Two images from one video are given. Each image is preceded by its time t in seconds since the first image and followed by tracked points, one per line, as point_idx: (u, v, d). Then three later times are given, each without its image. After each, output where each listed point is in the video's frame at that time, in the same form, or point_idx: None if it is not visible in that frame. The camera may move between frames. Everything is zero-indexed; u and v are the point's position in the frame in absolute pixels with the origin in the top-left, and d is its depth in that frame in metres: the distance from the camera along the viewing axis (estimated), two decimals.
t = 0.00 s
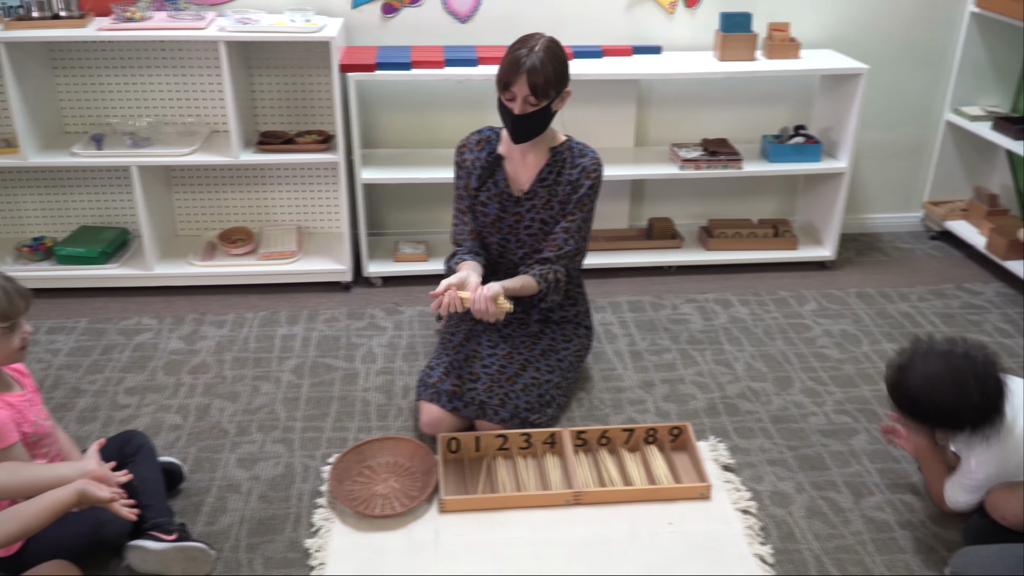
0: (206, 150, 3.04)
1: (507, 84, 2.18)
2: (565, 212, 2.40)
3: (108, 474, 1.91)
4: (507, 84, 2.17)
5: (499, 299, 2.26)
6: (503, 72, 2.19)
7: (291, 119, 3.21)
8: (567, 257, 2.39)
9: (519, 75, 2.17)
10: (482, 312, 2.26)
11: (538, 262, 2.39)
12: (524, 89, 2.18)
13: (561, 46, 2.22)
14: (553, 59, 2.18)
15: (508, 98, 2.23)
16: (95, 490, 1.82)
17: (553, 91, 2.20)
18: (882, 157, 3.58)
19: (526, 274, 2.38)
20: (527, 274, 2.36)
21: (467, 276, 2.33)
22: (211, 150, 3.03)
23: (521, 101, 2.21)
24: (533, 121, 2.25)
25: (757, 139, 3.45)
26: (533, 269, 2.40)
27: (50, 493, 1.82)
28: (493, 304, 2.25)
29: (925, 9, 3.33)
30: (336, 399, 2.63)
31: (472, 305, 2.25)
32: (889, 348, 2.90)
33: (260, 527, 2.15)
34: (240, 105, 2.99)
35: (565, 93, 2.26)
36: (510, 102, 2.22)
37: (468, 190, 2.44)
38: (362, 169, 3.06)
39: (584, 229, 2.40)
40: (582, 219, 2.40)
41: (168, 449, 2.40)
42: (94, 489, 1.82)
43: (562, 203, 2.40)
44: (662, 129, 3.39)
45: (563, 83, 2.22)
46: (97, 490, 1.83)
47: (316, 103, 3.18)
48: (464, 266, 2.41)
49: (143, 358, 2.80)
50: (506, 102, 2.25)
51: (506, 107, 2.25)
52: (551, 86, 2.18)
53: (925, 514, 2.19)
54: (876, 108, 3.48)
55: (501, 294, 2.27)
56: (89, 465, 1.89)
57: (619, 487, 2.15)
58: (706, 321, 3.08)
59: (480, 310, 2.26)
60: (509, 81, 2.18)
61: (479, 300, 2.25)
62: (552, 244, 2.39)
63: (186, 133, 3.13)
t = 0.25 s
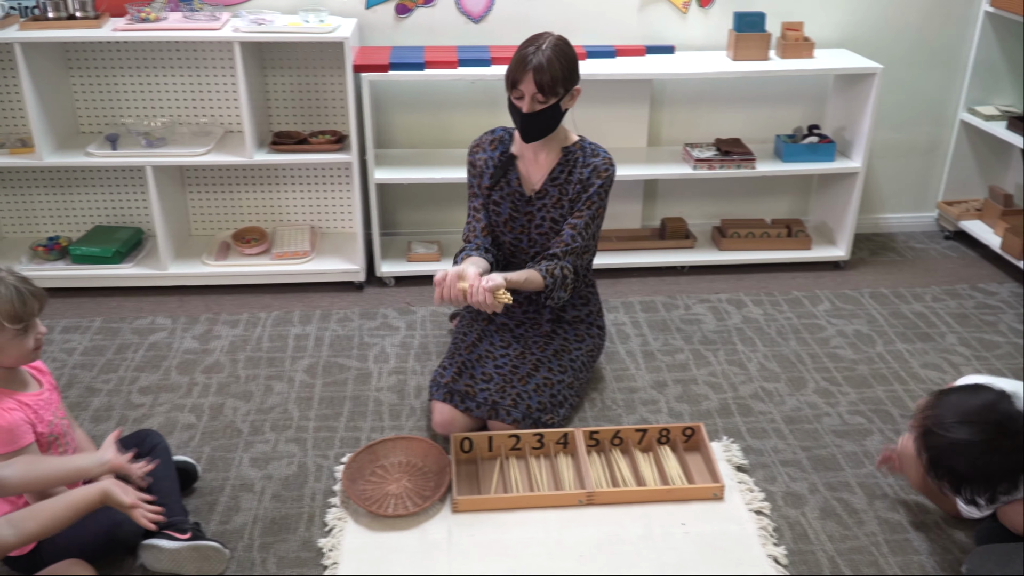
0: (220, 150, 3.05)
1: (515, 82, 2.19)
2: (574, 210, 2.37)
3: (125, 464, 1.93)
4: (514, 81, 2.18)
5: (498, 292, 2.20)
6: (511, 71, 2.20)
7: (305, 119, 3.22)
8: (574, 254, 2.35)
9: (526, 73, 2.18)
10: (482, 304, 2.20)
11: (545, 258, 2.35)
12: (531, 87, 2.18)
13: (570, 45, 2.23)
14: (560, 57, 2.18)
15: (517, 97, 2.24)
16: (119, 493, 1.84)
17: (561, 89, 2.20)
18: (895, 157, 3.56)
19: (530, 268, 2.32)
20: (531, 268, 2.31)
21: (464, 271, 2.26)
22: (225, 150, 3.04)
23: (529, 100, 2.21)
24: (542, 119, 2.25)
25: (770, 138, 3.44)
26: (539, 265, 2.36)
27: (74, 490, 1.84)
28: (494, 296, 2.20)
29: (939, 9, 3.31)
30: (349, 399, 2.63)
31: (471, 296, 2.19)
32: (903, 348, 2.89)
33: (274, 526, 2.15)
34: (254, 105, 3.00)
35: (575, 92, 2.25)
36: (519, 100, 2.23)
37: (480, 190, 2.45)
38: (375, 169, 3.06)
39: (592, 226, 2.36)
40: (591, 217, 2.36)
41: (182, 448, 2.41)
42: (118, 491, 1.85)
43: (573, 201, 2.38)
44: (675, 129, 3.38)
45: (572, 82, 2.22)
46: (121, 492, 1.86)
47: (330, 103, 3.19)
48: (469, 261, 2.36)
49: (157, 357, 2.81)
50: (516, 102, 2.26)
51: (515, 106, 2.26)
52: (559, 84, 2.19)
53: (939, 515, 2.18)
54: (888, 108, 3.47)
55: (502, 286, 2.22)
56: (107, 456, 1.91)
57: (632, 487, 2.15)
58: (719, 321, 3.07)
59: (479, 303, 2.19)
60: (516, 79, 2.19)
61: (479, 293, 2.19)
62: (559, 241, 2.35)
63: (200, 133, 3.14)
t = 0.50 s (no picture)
0: (231, 151, 3.06)
1: (522, 82, 2.19)
2: (582, 208, 2.36)
3: (142, 453, 1.93)
4: (521, 81, 2.18)
5: (506, 282, 2.19)
6: (518, 70, 2.20)
7: (315, 120, 3.22)
8: (582, 253, 2.33)
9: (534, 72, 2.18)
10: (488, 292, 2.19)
11: (552, 256, 2.33)
12: (538, 86, 2.18)
13: (577, 44, 2.23)
14: (567, 56, 2.18)
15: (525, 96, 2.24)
16: (137, 485, 1.85)
17: (568, 87, 2.20)
18: (904, 157, 3.55)
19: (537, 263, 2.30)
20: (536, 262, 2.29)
21: (473, 261, 2.25)
22: (236, 151, 3.05)
23: (537, 99, 2.21)
24: (550, 118, 2.25)
25: (780, 139, 3.44)
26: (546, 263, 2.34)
27: (92, 484, 1.85)
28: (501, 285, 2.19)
29: (949, 9, 3.30)
30: (359, 400, 2.64)
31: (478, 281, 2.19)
32: (913, 349, 2.88)
33: (284, 526, 2.16)
34: (264, 106, 3.00)
35: (582, 90, 2.25)
36: (526, 99, 2.22)
37: (489, 189, 2.45)
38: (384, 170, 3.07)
39: (599, 225, 2.34)
40: (598, 215, 2.35)
41: (193, 449, 2.42)
42: (136, 483, 1.86)
43: (581, 201, 2.37)
44: (685, 130, 3.38)
45: (579, 80, 2.22)
46: (139, 484, 1.86)
47: (339, 105, 3.19)
48: (477, 257, 2.35)
49: (167, 358, 2.82)
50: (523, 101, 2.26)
51: (522, 106, 2.26)
52: (566, 82, 2.18)
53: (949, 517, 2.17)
54: (898, 108, 3.46)
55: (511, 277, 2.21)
56: (125, 444, 1.91)
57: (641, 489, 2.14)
58: (728, 322, 3.06)
59: (485, 291, 2.19)
60: (523, 78, 2.18)
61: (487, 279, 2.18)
62: (566, 240, 2.34)
63: (211, 134, 3.15)
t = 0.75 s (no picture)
0: (239, 153, 3.06)
1: (527, 84, 2.19)
2: (590, 211, 2.36)
3: (150, 456, 1.94)
4: (527, 83, 2.17)
5: (516, 283, 2.17)
6: (522, 73, 2.20)
7: (323, 122, 3.23)
8: (591, 254, 2.32)
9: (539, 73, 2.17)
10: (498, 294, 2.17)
11: (561, 258, 2.32)
12: (544, 86, 2.18)
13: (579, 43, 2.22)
14: (571, 54, 2.17)
15: (531, 98, 2.23)
16: (147, 481, 1.85)
17: (574, 86, 2.19)
18: (912, 159, 3.54)
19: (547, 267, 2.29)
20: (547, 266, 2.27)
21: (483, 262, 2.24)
22: (244, 153, 3.05)
23: (544, 99, 2.21)
24: (557, 118, 2.24)
25: (787, 141, 3.43)
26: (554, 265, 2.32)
27: (103, 479, 1.85)
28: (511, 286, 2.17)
29: (958, 11, 3.30)
30: (367, 401, 2.64)
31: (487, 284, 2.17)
32: (921, 351, 2.88)
33: (292, 528, 2.16)
34: (273, 108, 3.01)
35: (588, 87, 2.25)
36: (533, 101, 2.22)
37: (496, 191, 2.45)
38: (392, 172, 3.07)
39: (607, 227, 2.34)
40: (607, 218, 2.34)
41: (202, 450, 2.42)
42: (146, 479, 1.86)
43: (588, 203, 2.37)
44: (693, 131, 3.38)
45: (584, 79, 2.22)
46: (149, 480, 1.86)
47: (348, 106, 3.20)
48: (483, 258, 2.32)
49: (176, 359, 2.82)
50: (529, 103, 2.26)
51: (529, 107, 2.25)
52: (572, 81, 2.18)
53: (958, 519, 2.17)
54: (905, 110, 3.45)
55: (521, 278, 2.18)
56: (134, 445, 1.91)
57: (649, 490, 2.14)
58: (736, 324, 3.06)
59: (495, 293, 2.17)
60: (529, 80, 2.18)
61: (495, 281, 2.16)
62: (575, 242, 2.33)
63: (220, 136, 3.15)
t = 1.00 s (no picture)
0: (245, 154, 3.07)
1: (534, 86, 2.18)
2: (594, 214, 2.36)
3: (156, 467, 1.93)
4: (534, 85, 2.17)
5: (519, 299, 2.14)
6: (529, 76, 2.19)
7: (329, 124, 3.23)
8: (595, 258, 2.33)
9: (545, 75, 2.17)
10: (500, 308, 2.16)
11: (565, 262, 2.32)
12: (551, 87, 2.17)
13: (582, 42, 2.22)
14: (576, 54, 2.17)
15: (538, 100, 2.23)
16: (151, 485, 1.83)
17: (581, 85, 2.19)
18: (916, 161, 3.54)
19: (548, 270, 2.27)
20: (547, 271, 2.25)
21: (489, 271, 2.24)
22: (250, 154, 3.06)
23: (551, 100, 2.20)
24: (566, 118, 2.24)
25: (792, 143, 3.43)
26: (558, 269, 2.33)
27: (108, 483, 1.84)
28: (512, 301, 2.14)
29: (963, 13, 3.30)
30: (372, 403, 2.64)
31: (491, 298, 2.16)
32: (927, 354, 2.88)
33: (297, 529, 2.16)
34: (279, 110, 3.01)
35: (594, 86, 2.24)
36: (540, 103, 2.21)
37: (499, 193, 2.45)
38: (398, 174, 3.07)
39: (611, 230, 2.34)
40: (611, 221, 2.34)
41: (207, 451, 2.42)
42: (151, 483, 1.84)
43: (593, 206, 2.37)
44: (698, 133, 3.38)
45: (589, 77, 2.22)
46: (153, 483, 1.85)
47: (353, 108, 3.20)
48: (487, 263, 2.33)
49: (181, 360, 2.82)
50: (537, 105, 2.25)
51: (536, 110, 2.25)
52: (579, 80, 2.17)
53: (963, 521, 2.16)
54: (910, 113, 3.45)
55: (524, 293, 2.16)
56: (139, 457, 1.91)
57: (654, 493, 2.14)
58: (741, 326, 3.06)
59: (498, 306, 2.16)
60: (536, 83, 2.18)
61: (498, 296, 2.15)
62: (578, 245, 2.33)
63: (226, 137, 3.16)
